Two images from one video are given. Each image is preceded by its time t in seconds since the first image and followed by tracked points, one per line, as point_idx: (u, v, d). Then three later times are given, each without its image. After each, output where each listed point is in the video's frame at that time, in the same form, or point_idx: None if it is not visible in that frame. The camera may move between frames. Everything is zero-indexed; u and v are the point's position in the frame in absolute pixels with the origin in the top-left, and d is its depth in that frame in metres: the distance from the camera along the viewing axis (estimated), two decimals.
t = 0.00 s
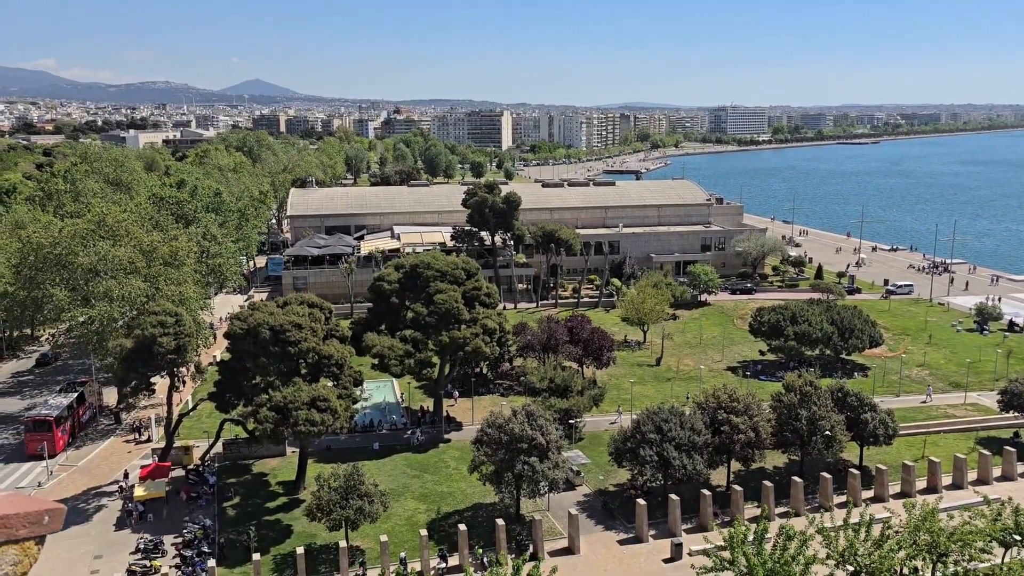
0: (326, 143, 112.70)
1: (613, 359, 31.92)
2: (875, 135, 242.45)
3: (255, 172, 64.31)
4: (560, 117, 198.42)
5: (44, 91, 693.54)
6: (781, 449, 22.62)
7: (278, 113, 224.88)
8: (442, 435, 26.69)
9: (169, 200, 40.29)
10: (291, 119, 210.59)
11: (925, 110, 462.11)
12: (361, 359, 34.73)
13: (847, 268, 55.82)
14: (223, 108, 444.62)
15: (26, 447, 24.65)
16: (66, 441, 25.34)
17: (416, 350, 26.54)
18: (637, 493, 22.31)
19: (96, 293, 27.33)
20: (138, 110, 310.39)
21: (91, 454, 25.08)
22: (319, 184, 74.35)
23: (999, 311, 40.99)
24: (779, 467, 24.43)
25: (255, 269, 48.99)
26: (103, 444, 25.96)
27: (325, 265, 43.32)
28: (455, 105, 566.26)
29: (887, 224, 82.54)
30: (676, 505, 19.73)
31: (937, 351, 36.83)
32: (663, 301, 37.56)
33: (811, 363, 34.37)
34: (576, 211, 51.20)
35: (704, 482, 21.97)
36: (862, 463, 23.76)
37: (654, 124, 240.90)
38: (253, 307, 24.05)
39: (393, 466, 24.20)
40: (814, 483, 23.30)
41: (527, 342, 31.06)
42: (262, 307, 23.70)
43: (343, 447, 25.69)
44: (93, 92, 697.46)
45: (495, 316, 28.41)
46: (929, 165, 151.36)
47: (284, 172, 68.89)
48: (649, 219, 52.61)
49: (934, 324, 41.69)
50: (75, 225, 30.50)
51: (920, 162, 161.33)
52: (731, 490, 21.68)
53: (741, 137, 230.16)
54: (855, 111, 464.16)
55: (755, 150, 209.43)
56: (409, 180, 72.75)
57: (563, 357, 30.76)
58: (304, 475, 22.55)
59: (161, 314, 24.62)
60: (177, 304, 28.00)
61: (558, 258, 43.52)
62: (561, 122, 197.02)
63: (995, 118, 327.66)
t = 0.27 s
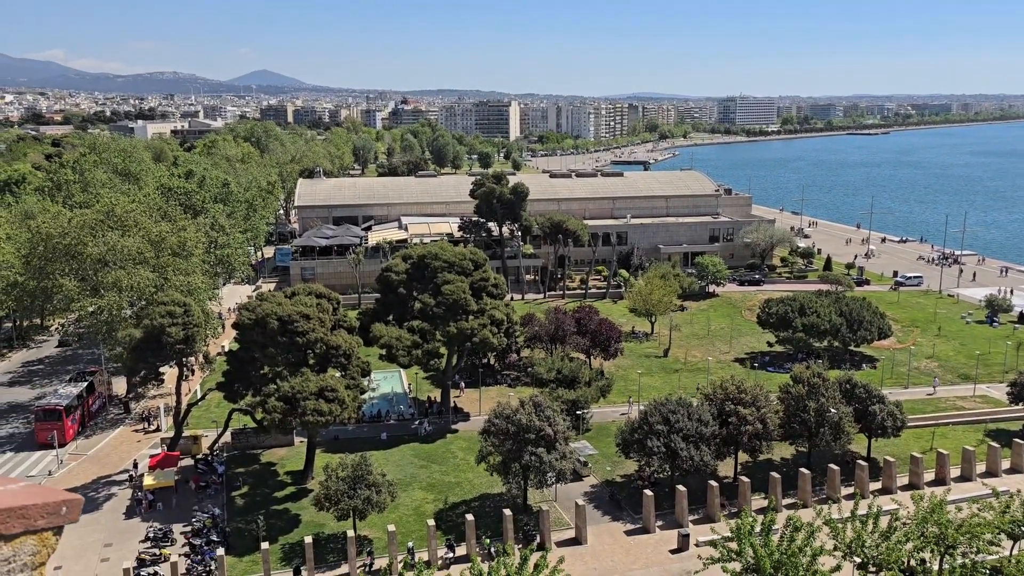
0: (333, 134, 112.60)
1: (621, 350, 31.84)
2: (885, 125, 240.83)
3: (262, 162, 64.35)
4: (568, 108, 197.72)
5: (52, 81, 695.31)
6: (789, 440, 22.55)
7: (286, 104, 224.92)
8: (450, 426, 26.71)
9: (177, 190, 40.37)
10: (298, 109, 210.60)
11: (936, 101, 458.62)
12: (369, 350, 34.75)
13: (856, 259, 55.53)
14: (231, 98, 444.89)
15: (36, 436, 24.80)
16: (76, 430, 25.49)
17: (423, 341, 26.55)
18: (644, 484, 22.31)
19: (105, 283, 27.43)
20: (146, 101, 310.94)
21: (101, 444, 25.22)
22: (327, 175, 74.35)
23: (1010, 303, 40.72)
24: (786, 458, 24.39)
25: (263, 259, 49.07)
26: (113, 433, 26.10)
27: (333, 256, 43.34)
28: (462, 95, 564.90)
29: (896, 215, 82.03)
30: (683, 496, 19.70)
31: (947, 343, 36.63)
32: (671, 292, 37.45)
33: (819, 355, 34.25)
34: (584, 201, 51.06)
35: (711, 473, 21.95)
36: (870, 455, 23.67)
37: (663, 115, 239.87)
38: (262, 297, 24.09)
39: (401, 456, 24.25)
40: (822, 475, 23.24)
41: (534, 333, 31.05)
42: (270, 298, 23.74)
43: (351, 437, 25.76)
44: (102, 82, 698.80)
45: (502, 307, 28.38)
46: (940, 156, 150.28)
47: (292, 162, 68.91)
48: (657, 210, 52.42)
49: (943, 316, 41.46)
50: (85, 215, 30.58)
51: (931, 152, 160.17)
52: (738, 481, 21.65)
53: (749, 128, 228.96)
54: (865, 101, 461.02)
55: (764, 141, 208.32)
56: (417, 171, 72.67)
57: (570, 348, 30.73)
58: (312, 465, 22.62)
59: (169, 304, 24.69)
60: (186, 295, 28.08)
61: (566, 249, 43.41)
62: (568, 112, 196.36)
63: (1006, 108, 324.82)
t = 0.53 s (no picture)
0: (343, 136, 112.85)
1: (630, 354, 31.74)
2: (896, 129, 239.56)
3: (272, 164, 64.57)
4: (577, 111, 197.56)
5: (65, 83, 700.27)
6: (799, 445, 22.42)
7: (296, 106, 225.61)
8: (458, 429, 26.70)
9: (188, 192, 40.55)
10: (308, 111, 211.28)
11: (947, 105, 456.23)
12: (378, 352, 34.78)
13: (867, 264, 55.24)
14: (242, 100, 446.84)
15: (47, 436, 24.94)
16: (87, 430, 25.61)
17: (432, 343, 26.56)
18: (653, 488, 22.24)
19: (116, 284, 27.57)
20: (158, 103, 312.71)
21: (111, 444, 25.34)
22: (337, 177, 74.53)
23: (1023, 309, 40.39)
24: (796, 463, 24.25)
25: (273, 261, 49.21)
26: (123, 434, 26.21)
27: (342, 258, 43.41)
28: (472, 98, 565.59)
29: (908, 220, 81.53)
30: (692, 501, 19.62)
31: (958, 348, 36.36)
32: (681, 296, 37.32)
33: (829, 359, 34.07)
34: (593, 205, 51.01)
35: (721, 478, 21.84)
36: (881, 460, 23.51)
37: (672, 118, 239.41)
38: (271, 299, 24.16)
39: (409, 458, 24.26)
40: (832, 480, 23.10)
41: (543, 336, 31.03)
42: (279, 300, 23.80)
43: (359, 440, 25.79)
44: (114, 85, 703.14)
45: (511, 309, 28.36)
46: (952, 160, 149.33)
47: (302, 164, 69.14)
48: (667, 213, 52.29)
49: (955, 321, 41.17)
50: (96, 216, 30.76)
51: (943, 156, 159.19)
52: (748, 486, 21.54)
53: (760, 131, 228.20)
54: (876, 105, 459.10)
55: (774, 144, 207.62)
56: (426, 174, 72.76)
57: (579, 351, 30.67)
58: (321, 467, 22.65)
59: (179, 306, 24.80)
60: (196, 296, 28.19)
61: (575, 252, 43.34)
62: (578, 115, 196.19)
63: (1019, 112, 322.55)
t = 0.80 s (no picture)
0: (355, 147, 113.43)
1: (641, 365, 31.61)
2: (909, 140, 238.50)
3: (285, 175, 64.94)
4: (588, 122, 197.86)
5: (81, 95, 708.25)
6: (811, 458, 22.22)
7: (309, 118, 227.14)
8: (469, 440, 26.64)
9: (200, 202, 40.81)
10: (320, 122, 212.66)
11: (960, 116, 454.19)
12: (388, 363, 34.80)
13: (879, 276, 54.90)
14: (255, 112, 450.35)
15: (59, 445, 25.06)
16: (99, 439, 25.72)
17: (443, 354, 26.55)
18: (664, 501, 22.10)
19: (128, 294, 27.74)
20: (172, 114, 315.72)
21: (123, 453, 25.42)
22: (348, 188, 74.88)
23: None
24: (808, 476, 24.04)
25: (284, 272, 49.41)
26: (135, 444, 26.29)
27: (353, 268, 43.52)
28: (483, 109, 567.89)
29: (920, 231, 81.05)
30: (703, 513, 19.47)
31: (972, 361, 36.01)
32: (692, 307, 37.20)
33: (841, 372, 33.82)
34: (604, 216, 50.99)
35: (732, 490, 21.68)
36: (894, 474, 23.28)
37: (683, 129, 239.39)
38: (283, 310, 24.21)
39: (419, 469, 24.20)
40: (845, 493, 22.88)
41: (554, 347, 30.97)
42: (291, 310, 23.87)
43: (369, 450, 25.76)
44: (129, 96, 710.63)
45: (522, 320, 28.34)
46: (964, 172, 148.47)
47: (314, 175, 69.52)
48: (678, 224, 52.19)
49: (968, 333, 40.81)
50: (110, 227, 30.98)
51: (956, 168, 158.24)
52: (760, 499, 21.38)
53: (771, 142, 227.83)
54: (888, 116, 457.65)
55: (785, 156, 207.19)
56: (437, 184, 72.99)
57: (590, 363, 30.57)
58: (331, 477, 22.63)
59: (191, 316, 24.89)
60: (207, 306, 28.30)
61: (586, 263, 43.29)
62: (589, 126, 196.45)
63: None
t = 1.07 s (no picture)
0: (369, 174, 114.33)
1: (653, 393, 31.41)
2: (923, 169, 237.83)
3: (299, 201, 65.55)
4: (601, 149, 198.81)
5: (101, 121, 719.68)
6: (826, 489, 21.93)
7: (324, 144, 229.54)
8: (479, 467, 26.48)
9: (215, 228, 41.22)
10: (335, 149, 214.80)
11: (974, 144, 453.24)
12: (400, 389, 34.75)
13: (894, 305, 54.50)
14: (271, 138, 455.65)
15: (72, 469, 25.10)
16: (111, 464, 25.76)
17: (454, 381, 26.52)
18: (677, 531, 21.85)
19: (143, 319, 27.97)
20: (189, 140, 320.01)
21: (135, 478, 25.44)
22: (362, 214, 75.41)
23: None
24: (823, 508, 23.70)
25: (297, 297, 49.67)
26: (146, 468, 26.31)
27: (366, 294, 43.69)
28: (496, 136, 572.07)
29: (936, 260, 80.52)
30: (716, 544, 19.21)
31: (990, 391, 35.55)
32: (704, 335, 37.03)
33: (856, 401, 33.47)
34: (617, 243, 51.03)
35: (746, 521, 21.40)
36: (911, 506, 22.90)
37: (696, 156, 240.02)
38: (295, 335, 24.31)
39: (430, 497, 24.04)
40: (861, 525, 22.52)
41: (566, 375, 30.87)
42: (304, 335, 23.96)
43: (380, 477, 25.65)
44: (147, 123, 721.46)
45: (534, 347, 28.30)
46: (980, 200, 147.67)
47: (328, 201, 70.12)
48: (691, 252, 52.14)
49: (986, 363, 40.32)
50: (126, 252, 31.33)
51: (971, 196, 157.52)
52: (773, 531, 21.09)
53: (784, 170, 227.92)
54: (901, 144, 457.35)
55: (798, 183, 207.11)
56: (450, 211, 73.42)
57: (602, 390, 30.43)
58: (341, 504, 22.53)
59: (204, 341, 25.07)
60: (221, 331, 28.47)
61: (598, 290, 43.26)
62: (602, 154, 197.41)
63: None
